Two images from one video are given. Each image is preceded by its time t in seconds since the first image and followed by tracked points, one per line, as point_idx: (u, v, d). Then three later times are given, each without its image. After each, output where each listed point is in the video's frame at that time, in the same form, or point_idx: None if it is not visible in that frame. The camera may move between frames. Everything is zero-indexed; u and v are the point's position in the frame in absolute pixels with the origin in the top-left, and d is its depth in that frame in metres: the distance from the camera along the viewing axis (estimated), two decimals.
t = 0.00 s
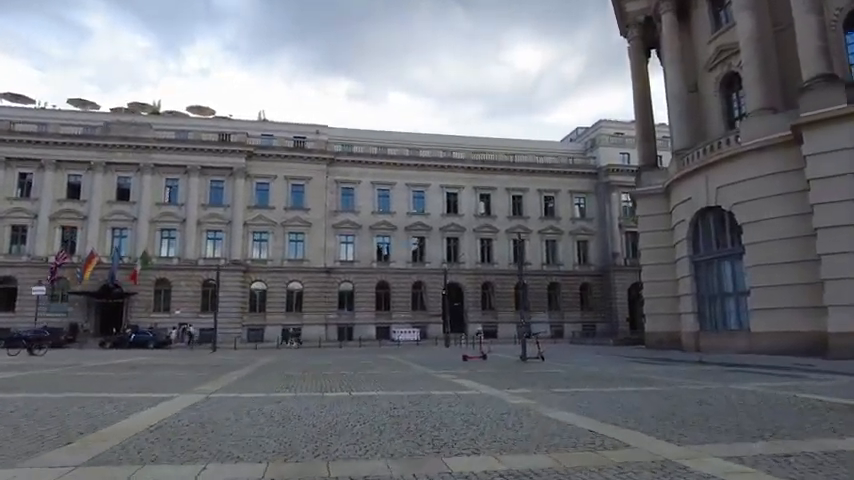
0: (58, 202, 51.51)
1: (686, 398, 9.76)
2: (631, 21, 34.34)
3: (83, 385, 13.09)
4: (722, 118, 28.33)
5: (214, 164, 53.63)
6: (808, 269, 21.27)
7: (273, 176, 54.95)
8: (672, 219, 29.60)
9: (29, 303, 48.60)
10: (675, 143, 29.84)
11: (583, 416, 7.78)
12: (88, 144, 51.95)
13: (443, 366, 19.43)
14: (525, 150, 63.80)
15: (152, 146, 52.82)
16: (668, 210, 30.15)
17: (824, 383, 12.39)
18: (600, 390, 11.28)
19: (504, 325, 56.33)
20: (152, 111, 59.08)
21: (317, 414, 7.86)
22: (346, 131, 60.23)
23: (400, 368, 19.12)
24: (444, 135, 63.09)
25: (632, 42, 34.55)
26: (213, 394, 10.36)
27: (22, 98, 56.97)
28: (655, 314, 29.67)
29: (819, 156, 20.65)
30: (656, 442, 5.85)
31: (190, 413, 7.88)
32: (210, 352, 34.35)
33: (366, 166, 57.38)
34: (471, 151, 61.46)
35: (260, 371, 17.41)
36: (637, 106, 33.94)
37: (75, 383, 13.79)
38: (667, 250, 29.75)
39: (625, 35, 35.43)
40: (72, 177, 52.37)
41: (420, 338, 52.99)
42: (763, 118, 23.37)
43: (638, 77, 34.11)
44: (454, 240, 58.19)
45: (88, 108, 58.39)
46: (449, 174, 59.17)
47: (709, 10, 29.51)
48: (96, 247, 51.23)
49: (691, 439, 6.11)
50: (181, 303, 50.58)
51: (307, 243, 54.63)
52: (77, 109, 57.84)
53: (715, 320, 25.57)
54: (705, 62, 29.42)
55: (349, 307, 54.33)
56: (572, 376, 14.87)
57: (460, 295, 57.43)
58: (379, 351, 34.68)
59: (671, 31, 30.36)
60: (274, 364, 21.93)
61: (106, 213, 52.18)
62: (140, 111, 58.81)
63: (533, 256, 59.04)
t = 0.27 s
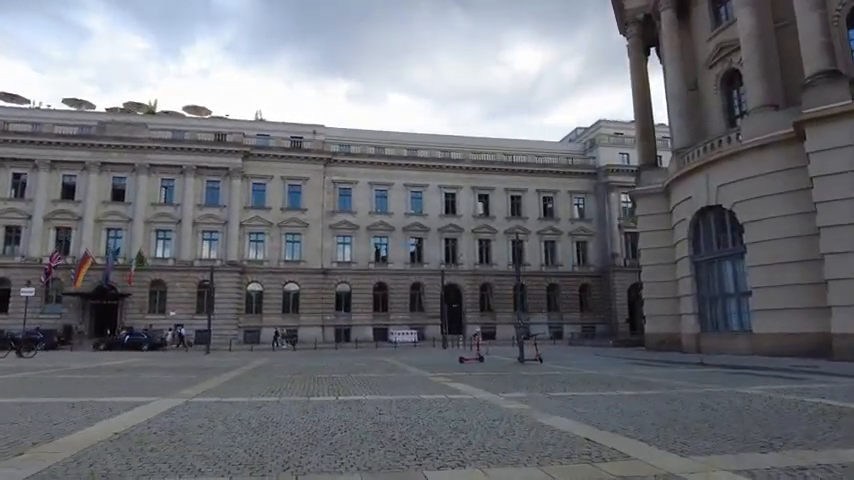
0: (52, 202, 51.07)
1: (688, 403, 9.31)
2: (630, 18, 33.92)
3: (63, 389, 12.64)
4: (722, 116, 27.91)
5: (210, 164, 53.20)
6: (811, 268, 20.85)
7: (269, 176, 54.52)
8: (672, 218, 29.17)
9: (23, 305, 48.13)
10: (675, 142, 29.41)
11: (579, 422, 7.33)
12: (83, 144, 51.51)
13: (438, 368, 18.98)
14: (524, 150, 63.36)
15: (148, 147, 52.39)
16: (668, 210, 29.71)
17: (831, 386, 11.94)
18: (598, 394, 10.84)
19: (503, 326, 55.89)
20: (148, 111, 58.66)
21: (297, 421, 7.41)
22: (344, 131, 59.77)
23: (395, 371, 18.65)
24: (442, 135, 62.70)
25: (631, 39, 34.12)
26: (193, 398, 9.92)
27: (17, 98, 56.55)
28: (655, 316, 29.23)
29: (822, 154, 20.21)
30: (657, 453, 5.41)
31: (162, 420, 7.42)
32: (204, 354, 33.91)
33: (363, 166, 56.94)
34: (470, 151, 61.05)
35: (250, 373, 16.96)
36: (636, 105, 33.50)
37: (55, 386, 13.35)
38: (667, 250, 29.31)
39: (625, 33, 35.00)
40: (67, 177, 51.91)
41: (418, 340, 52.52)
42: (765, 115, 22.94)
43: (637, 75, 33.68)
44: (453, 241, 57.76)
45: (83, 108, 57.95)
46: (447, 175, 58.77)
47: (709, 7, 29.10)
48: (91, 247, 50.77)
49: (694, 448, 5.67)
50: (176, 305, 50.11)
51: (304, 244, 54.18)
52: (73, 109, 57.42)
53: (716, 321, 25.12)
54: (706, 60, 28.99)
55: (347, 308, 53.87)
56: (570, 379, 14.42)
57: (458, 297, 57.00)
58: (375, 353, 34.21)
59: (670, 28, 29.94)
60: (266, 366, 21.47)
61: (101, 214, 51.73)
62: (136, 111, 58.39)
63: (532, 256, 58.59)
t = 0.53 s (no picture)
0: (48, 201, 50.60)
1: (694, 406, 8.85)
2: (631, 15, 33.44)
3: (43, 390, 12.18)
4: (724, 113, 27.45)
5: (208, 163, 52.75)
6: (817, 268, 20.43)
7: (267, 174, 54.10)
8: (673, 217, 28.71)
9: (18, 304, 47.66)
10: (676, 140, 28.94)
11: (577, 428, 6.87)
12: (79, 142, 51.05)
13: (434, 369, 18.52)
14: (524, 149, 62.90)
15: (144, 145, 51.94)
16: (669, 208, 29.26)
17: (840, 389, 11.49)
18: (597, 397, 10.38)
19: (502, 326, 55.43)
20: (145, 109, 58.22)
21: (278, 426, 6.95)
22: (342, 130, 59.29)
23: (389, 372, 18.17)
24: (441, 133, 62.26)
25: (631, 36, 33.62)
26: (173, 400, 9.46)
27: (13, 96, 56.11)
28: (656, 316, 28.78)
29: (828, 150, 19.76)
30: (664, 463, 4.95)
31: (133, 424, 6.96)
32: (199, 355, 33.48)
33: (362, 165, 56.50)
34: (469, 150, 60.59)
35: (240, 374, 16.50)
36: (637, 102, 33.03)
37: (35, 387, 12.87)
38: (669, 249, 28.84)
39: (625, 30, 34.54)
40: (62, 175, 51.44)
41: (417, 340, 52.07)
42: (769, 111, 22.50)
43: (638, 72, 33.17)
44: (452, 241, 57.31)
45: (79, 106, 57.46)
46: (446, 174, 58.34)
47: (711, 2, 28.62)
48: (86, 246, 50.30)
49: (702, 458, 5.22)
50: (172, 304, 49.66)
51: (301, 244, 53.74)
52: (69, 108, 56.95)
53: (719, 321, 24.68)
54: (707, 56, 28.53)
55: (345, 308, 53.44)
56: (568, 380, 13.97)
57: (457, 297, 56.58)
58: (372, 353, 33.73)
59: (672, 24, 29.46)
60: (258, 367, 21.01)
61: (97, 213, 51.27)
62: (132, 109, 57.94)
63: (532, 256, 58.12)
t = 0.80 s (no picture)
0: (43, 200, 50.15)
1: (698, 413, 8.39)
2: (631, 11, 32.96)
3: (20, 394, 11.72)
4: (727, 110, 26.99)
5: (204, 162, 52.30)
6: (822, 267, 19.98)
7: (264, 173, 53.66)
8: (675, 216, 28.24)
9: (12, 304, 47.23)
10: (677, 137, 28.48)
11: (574, 437, 6.41)
12: (74, 141, 50.60)
13: (430, 371, 18.03)
14: (524, 148, 62.42)
15: (141, 144, 51.50)
16: (671, 207, 28.80)
17: (850, 393, 11.02)
18: (597, 402, 9.91)
19: (501, 327, 54.97)
20: (142, 108, 57.79)
21: (253, 435, 6.50)
22: (340, 129, 58.84)
23: (383, 374, 17.71)
24: (441, 132, 61.80)
25: (632, 33, 33.14)
26: (150, 405, 8.99)
27: (9, 94, 55.69)
28: (657, 316, 28.31)
29: (833, 147, 19.30)
30: None
31: (97, 432, 6.50)
32: (193, 356, 33.06)
33: (360, 164, 56.07)
34: (469, 149, 60.12)
35: (230, 376, 16.03)
36: (638, 100, 32.55)
37: (13, 391, 12.41)
38: (670, 249, 28.37)
39: (626, 26, 34.06)
40: (58, 174, 51.01)
41: (415, 341, 51.60)
42: (772, 108, 22.04)
43: (639, 70, 32.70)
44: (451, 240, 56.84)
45: (76, 105, 57.03)
46: (446, 173, 57.88)
47: None
48: (82, 246, 49.85)
49: (709, 474, 4.77)
50: (169, 305, 49.21)
51: (299, 243, 53.27)
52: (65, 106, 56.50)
53: (721, 322, 24.21)
54: (709, 53, 28.07)
55: (343, 308, 52.99)
56: (567, 384, 13.50)
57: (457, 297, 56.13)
58: (370, 354, 33.26)
59: (673, 20, 28.98)
60: (251, 369, 20.54)
61: (93, 212, 50.82)
62: (129, 108, 57.51)
63: (531, 256, 57.65)
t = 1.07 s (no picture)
0: (37, 198, 49.66)
1: (703, 415, 7.92)
2: (631, 6, 32.45)
3: None
4: (728, 105, 26.50)
5: (200, 160, 51.82)
6: (827, 265, 19.52)
7: (261, 172, 53.18)
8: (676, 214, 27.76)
9: (6, 304, 46.76)
10: (678, 133, 27.99)
11: (570, 443, 5.95)
12: (69, 139, 50.11)
13: (425, 371, 17.55)
14: (523, 146, 61.94)
15: (137, 142, 51.03)
16: (672, 204, 28.32)
17: None
18: (596, 403, 9.42)
19: (500, 327, 54.52)
20: (138, 105, 57.30)
21: (224, 439, 6.04)
22: (337, 127, 58.35)
23: (377, 374, 17.25)
24: (439, 130, 61.34)
25: (632, 28, 32.64)
26: (124, 407, 8.51)
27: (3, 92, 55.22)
28: (658, 315, 27.85)
29: (839, 141, 18.83)
30: None
31: (56, 437, 6.03)
32: (187, 356, 32.61)
33: (358, 162, 55.63)
34: (468, 147, 59.63)
35: (219, 376, 15.56)
36: (638, 96, 32.06)
37: None
38: (671, 246, 27.89)
39: (626, 21, 33.57)
40: (53, 173, 50.52)
41: (414, 341, 51.13)
42: (776, 102, 21.56)
43: (639, 65, 32.19)
44: (449, 239, 56.38)
45: (71, 103, 56.55)
46: (444, 171, 57.42)
47: None
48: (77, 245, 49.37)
49: None
50: (164, 304, 48.74)
51: (296, 242, 52.79)
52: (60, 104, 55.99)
53: (723, 321, 23.74)
54: (711, 47, 27.57)
55: (340, 308, 52.53)
56: (565, 384, 13.02)
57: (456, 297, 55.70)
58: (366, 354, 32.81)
59: (674, 14, 28.49)
60: (242, 369, 20.07)
61: (87, 211, 50.32)
62: (125, 105, 57.01)
63: (531, 255, 57.20)
